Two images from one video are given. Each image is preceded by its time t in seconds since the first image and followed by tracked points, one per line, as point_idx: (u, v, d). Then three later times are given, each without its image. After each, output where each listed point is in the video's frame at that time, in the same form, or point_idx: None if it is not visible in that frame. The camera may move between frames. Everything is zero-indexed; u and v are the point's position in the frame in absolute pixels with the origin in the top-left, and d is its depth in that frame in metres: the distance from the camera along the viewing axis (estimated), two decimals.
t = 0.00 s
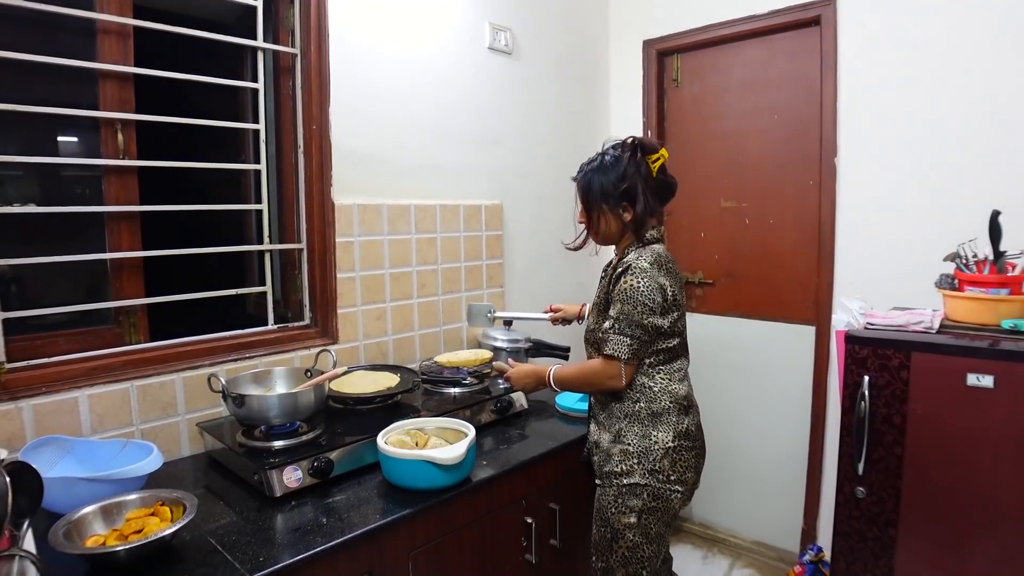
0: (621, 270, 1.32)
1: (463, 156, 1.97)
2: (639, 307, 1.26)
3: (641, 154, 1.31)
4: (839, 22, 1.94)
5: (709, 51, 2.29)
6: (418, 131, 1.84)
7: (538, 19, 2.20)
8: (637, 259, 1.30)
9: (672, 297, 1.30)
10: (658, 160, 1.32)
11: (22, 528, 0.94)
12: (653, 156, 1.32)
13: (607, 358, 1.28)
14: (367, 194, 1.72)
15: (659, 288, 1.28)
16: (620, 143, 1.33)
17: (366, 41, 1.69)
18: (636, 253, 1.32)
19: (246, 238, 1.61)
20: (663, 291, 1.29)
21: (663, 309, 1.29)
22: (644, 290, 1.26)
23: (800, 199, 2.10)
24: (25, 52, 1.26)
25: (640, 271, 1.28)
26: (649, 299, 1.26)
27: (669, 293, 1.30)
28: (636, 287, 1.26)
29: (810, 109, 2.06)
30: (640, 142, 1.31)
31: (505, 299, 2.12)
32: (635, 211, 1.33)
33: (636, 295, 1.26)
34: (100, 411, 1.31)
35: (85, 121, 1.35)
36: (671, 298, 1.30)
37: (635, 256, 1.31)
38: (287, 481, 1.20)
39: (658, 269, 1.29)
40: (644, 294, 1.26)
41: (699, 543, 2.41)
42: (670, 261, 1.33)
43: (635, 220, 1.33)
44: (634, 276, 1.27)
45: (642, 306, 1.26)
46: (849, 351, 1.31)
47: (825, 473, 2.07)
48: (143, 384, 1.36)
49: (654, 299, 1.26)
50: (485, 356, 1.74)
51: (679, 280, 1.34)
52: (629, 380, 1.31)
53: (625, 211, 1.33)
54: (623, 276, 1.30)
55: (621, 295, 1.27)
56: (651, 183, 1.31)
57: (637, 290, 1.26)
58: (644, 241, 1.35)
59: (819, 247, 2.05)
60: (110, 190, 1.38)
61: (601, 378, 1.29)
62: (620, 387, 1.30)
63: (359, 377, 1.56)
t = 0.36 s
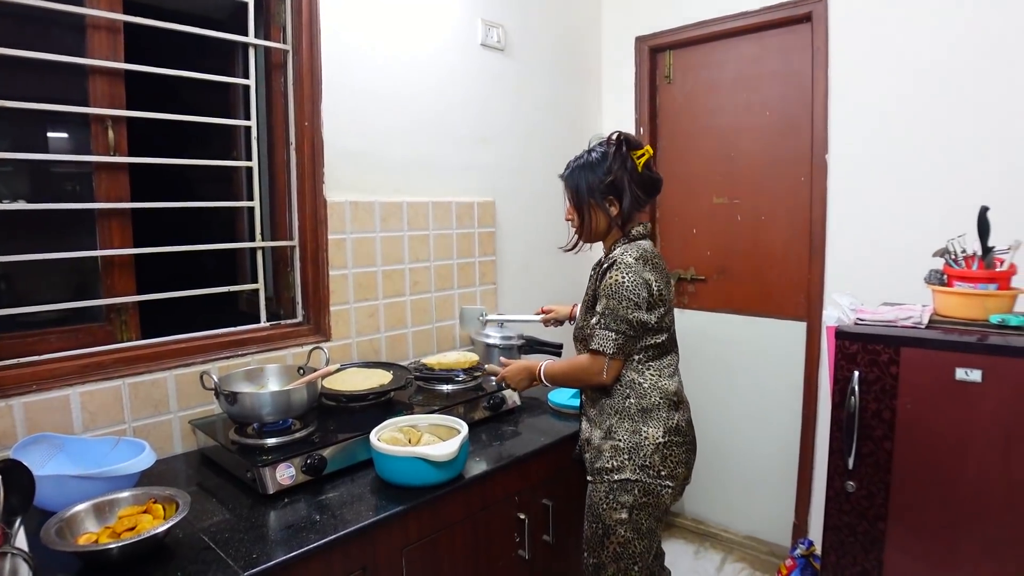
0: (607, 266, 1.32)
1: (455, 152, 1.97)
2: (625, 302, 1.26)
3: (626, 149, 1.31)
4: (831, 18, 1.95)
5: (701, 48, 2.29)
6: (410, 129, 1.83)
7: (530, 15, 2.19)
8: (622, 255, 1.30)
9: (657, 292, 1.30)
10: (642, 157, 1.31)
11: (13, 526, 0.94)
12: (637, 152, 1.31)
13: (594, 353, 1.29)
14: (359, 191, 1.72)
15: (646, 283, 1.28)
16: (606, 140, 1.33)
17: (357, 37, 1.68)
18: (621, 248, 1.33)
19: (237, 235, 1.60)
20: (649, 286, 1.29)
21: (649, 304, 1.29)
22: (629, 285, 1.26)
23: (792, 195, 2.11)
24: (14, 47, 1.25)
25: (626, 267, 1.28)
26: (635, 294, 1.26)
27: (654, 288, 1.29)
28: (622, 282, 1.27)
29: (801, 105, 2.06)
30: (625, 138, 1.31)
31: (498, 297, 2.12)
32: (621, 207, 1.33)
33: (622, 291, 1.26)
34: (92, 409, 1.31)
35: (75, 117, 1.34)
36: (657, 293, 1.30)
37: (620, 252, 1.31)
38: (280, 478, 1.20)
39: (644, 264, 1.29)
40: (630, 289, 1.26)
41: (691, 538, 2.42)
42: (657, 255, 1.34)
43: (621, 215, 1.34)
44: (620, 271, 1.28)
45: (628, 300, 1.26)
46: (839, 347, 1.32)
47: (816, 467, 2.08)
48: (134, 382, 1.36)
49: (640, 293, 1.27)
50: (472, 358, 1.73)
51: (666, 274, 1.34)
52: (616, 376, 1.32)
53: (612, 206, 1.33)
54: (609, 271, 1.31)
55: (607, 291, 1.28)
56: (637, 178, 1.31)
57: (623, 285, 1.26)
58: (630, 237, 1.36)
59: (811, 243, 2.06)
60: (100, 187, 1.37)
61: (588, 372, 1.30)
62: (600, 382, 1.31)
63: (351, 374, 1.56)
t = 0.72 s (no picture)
0: (594, 269, 1.33)
1: (446, 155, 1.97)
2: (613, 305, 1.27)
3: (613, 153, 1.32)
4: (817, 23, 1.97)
5: (689, 52, 2.31)
6: (400, 131, 1.84)
7: (520, 18, 2.20)
8: (609, 258, 1.31)
9: (644, 295, 1.31)
10: (629, 160, 1.32)
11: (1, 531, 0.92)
12: (624, 156, 1.32)
13: (584, 357, 1.29)
14: (349, 194, 1.72)
15: (633, 285, 1.29)
16: (593, 144, 1.34)
17: (346, 40, 1.68)
18: (608, 252, 1.34)
19: (226, 238, 1.60)
20: (636, 288, 1.30)
21: (637, 306, 1.31)
22: (616, 288, 1.27)
23: (779, 198, 2.13)
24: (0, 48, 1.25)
25: (612, 269, 1.29)
26: (622, 297, 1.27)
27: (641, 290, 1.31)
28: (610, 285, 1.28)
29: (788, 109, 2.08)
30: (612, 142, 1.32)
31: (488, 299, 2.13)
32: (609, 210, 1.34)
33: (610, 294, 1.27)
34: (80, 412, 1.30)
35: (63, 119, 1.34)
36: (645, 295, 1.31)
37: (607, 255, 1.32)
38: (269, 482, 1.20)
39: (631, 267, 1.30)
40: (618, 291, 1.27)
41: (681, 539, 2.44)
42: (644, 258, 1.35)
43: (609, 217, 1.35)
44: (607, 274, 1.29)
45: (616, 303, 1.27)
46: (825, 348, 1.33)
47: (803, 468, 2.10)
48: (123, 386, 1.35)
49: (628, 296, 1.28)
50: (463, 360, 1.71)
51: (653, 277, 1.35)
52: (607, 379, 1.32)
53: (600, 208, 1.34)
54: (596, 275, 1.32)
55: (595, 294, 1.29)
56: (625, 181, 1.32)
57: (611, 288, 1.27)
58: (616, 240, 1.37)
59: (798, 245, 2.08)
60: (88, 189, 1.37)
61: (575, 376, 1.30)
62: (591, 387, 1.31)
63: (341, 377, 1.56)
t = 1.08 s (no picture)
0: (594, 280, 1.34)
1: (445, 166, 1.98)
2: (619, 315, 1.27)
3: (607, 164, 1.32)
4: (814, 33, 1.98)
5: (686, 61, 2.32)
6: (399, 143, 1.84)
7: (518, 29, 2.21)
8: (609, 268, 1.32)
9: (644, 304, 1.32)
10: (624, 171, 1.32)
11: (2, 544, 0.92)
12: (619, 167, 1.33)
13: (595, 369, 1.28)
14: (349, 205, 1.73)
15: (634, 296, 1.30)
16: (587, 156, 1.35)
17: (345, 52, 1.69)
18: (607, 263, 1.34)
19: (226, 250, 1.60)
20: (637, 298, 1.31)
21: (637, 316, 1.31)
22: (620, 297, 1.28)
23: (777, 207, 2.13)
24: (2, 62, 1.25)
25: (614, 279, 1.30)
26: (627, 306, 1.28)
27: (641, 300, 1.31)
28: (613, 295, 1.28)
29: (785, 118, 2.09)
30: (605, 153, 1.33)
31: (488, 309, 2.13)
32: (603, 221, 1.34)
33: (614, 304, 1.28)
34: (80, 424, 1.30)
35: (64, 131, 1.34)
36: (644, 305, 1.32)
37: (607, 266, 1.33)
38: (270, 494, 1.20)
39: (631, 277, 1.31)
40: (621, 301, 1.28)
41: (682, 548, 2.43)
42: (641, 269, 1.36)
43: (604, 228, 1.35)
44: (609, 284, 1.29)
45: (621, 313, 1.28)
46: (824, 358, 1.34)
47: (804, 476, 2.10)
48: (123, 398, 1.36)
49: (630, 305, 1.29)
50: (463, 369, 1.74)
51: (651, 288, 1.36)
52: (617, 391, 1.32)
53: (595, 219, 1.34)
54: (597, 286, 1.32)
55: (599, 305, 1.28)
56: (619, 192, 1.32)
57: (614, 298, 1.28)
58: (614, 251, 1.38)
59: (797, 254, 2.09)
60: (89, 201, 1.37)
61: (589, 389, 1.29)
62: (605, 399, 1.31)
63: (342, 388, 1.57)
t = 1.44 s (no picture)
0: (591, 295, 1.34)
1: (449, 178, 1.99)
2: (615, 330, 1.28)
3: (606, 179, 1.33)
4: (816, 49, 2.00)
5: (689, 76, 2.34)
6: (404, 156, 1.85)
7: (522, 43, 2.23)
8: (606, 283, 1.32)
9: (641, 319, 1.32)
10: (623, 186, 1.33)
11: (7, 556, 0.93)
12: (617, 182, 1.34)
13: (588, 382, 1.28)
14: (354, 218, 1.74)
15: (632, 311, 1.30)
16: (586, 169, 1.36)
17: (352, 67, 1.71)
18: (604, 277, 1.35)
19: (231, 261, 1.61)
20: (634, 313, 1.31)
21: (634, 331, 1.32)
22: (616, 313, 1.28)
23: (779, 221, 2.14)
24: (12, 75, 1.27)
25: (611, 294, 1.30)
26: (623, 322, 1.28)
27: (639, 315, 1.32)
28: (610, 310, 1.28)
29: (787, 132, 2.11)
30: (604, 168, 1.34)
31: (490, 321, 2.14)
32: (601, 235, 1.35)
33: (610, 318, 1.28)
34: (84, 434, 1.31)
35: (72, 143, 1.36)
36: (641, 320, 1.32)
37: (603, 281, 1.34)
38: (273, 505, 1.20)
39: (628, 292, 1.32)
40: (618, 316, 1.28)
41: (683, 562, 2.42)
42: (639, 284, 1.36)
43: (602, 242, 1.36)
44: (606, 299, 1.30)
45: (617, 328, 1.28)
46: (826, 373, 1.34)
47: (806, 490, 2.10)
48: (127, 408, 1.36)
49: (627, 321, 1.29)
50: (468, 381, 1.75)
51: (648, 303, 1.36)
52: (608, 405, 1.32)
53: (593, 233, 1.35)
54: (594, 300, 1.32)
55: (596, 320, 1.29)
56: (617, 207, 1.33)
57: (610, 313, 1.28)
58: (610, 265, 1.38)
59: (799, 267, 2.10)
60: (95, 213, 1.38)
61: (579, 403, 1.29)
62: (597, 413, 1.31)
63: (346, 400, 1.57)
